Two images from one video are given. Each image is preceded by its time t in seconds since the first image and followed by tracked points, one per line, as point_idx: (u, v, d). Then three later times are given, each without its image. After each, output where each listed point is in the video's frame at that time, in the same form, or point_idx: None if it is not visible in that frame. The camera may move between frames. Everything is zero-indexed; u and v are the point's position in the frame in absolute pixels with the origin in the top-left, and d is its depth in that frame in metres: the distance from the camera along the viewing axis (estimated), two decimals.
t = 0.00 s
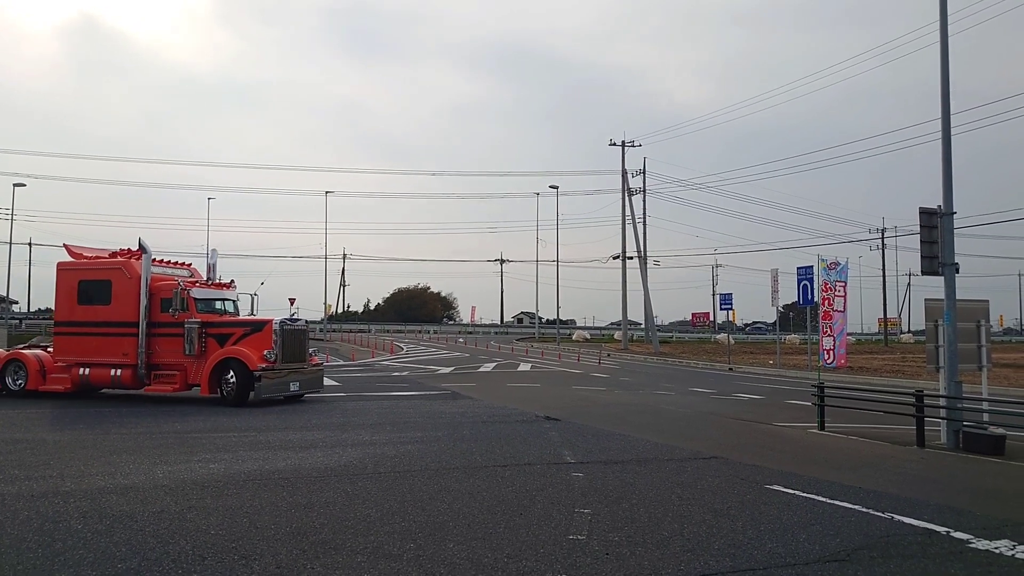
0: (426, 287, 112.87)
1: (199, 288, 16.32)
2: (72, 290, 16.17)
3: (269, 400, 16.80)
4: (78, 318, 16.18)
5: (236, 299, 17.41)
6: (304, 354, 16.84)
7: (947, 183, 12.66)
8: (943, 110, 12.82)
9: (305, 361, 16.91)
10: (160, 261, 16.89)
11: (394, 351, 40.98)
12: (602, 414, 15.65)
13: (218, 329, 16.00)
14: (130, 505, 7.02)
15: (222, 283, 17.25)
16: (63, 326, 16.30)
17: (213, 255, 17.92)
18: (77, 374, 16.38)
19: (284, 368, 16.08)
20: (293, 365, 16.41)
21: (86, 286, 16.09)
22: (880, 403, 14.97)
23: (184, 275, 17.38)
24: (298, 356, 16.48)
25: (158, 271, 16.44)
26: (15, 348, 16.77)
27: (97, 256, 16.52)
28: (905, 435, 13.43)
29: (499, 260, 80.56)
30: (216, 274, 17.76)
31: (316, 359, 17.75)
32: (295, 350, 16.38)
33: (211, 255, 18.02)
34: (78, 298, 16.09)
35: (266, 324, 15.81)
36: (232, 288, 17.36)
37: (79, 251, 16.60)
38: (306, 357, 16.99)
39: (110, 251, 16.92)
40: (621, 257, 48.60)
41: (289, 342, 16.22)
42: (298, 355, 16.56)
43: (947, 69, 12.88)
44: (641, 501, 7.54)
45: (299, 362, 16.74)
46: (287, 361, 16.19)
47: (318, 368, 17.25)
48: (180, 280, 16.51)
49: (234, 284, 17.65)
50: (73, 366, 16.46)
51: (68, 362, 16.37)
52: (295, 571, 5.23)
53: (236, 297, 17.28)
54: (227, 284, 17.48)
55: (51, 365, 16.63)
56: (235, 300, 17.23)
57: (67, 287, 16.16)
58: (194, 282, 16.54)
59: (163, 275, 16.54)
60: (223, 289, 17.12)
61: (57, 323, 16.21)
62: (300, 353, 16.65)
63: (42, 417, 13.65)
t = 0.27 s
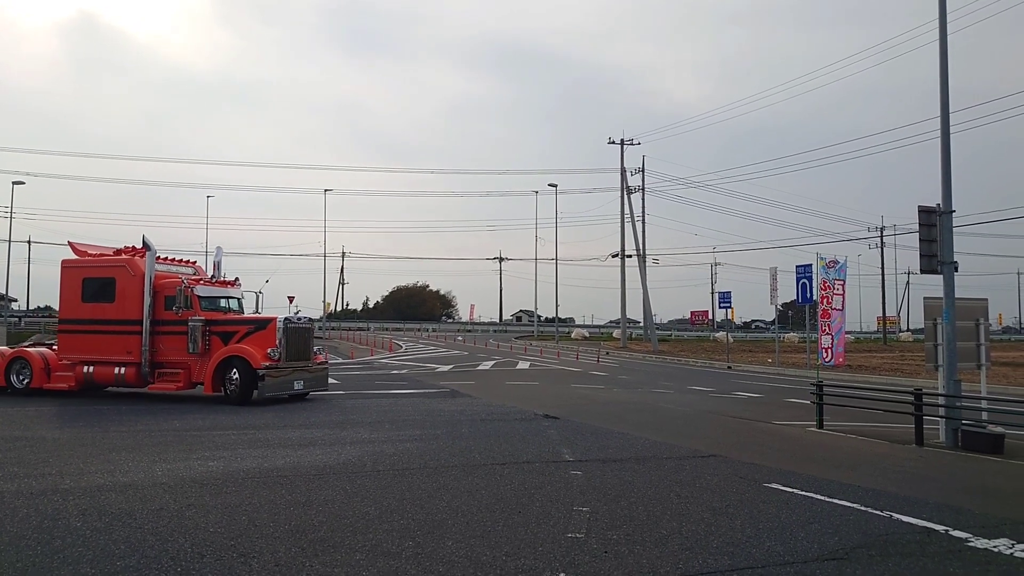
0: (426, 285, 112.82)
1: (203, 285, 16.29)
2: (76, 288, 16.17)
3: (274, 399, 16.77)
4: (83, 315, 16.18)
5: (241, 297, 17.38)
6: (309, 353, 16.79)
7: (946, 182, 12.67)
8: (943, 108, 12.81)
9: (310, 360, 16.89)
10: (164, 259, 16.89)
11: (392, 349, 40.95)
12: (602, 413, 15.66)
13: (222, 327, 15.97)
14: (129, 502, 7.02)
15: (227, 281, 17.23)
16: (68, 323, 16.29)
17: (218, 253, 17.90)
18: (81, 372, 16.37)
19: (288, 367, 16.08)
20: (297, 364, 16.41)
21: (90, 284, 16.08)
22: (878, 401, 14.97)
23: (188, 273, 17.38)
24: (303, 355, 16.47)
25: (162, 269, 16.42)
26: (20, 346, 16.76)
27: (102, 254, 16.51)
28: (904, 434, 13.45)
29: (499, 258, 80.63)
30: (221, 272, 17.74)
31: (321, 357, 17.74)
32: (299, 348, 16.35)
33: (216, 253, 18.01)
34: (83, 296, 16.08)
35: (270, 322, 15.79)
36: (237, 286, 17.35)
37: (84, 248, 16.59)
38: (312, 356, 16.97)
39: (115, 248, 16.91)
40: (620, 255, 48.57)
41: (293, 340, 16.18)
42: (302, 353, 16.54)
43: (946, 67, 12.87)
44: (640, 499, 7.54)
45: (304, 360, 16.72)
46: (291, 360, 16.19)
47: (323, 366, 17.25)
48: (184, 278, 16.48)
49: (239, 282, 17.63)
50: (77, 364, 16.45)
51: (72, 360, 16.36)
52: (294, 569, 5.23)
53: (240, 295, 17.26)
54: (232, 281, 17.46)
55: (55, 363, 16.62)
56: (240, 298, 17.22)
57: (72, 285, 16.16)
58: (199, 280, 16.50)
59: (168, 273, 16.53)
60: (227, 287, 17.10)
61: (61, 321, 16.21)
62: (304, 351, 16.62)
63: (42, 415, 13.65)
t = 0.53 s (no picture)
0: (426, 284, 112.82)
1: (209, 284, 16.26)
2: (82, 287, 16.16)
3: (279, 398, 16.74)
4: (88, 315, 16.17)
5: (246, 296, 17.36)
6: (315, 352, 16.75)
7: (947, 181, 12.65)
8: (944, 107, 12.80)
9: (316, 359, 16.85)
10: (170, 258, 16.89)
11: (393, 348, 40.97)
12: (602, 412, 15.65)
13: (228, 327, 15.95)
14: (129, 501, 7.02)
15: (232, 280, 17.21)
16: (73, 323, 16.29)
17: (225, 253, 17.88)
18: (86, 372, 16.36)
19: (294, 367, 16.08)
20: (302, 364, 16.40)
21: (96, 283, 16.07)
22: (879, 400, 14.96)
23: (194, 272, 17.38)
24: (307, 355, 16.45)
25: (168, 267, 16.41)
26: (25, 345, 16.78)
27: (107, 253, 16.51)
28: (904, 433, 13.43)
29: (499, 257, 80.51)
30: (227, 271, 17.73)
31: (326, 357, 17.71)
32: (304, 348, 16.32)
33: (223, 251, 17.99)
34: (88, 295, 16.07)
35: (275, 321, 15.82)
36: (242, 285, 17.31)
37: (89, 247, 16.59)
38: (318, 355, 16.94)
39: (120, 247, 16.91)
40: (620, 254, 48.55)
41: (299, 339, 16.15)
42: (308, 353, 16.51)
43: (946, 66, 12.85)
44: (641, 498, 7.53)
45: (310, 360, 16.70)
46: (296, 359, 16.19)
47: (328, 366, 17.22)
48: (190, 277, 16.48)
49: (245, 281, 17.60)
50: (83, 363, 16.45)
51: (78, 359, 16.36)
52: (294, 568, 5.23)
53: (246, 295, 17.24)
54: (238, 281, 17.43)
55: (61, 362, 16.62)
56: (245, 297, 17.19)
57: (77, 284, 16.16)
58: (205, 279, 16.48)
59: (173, 272, 16.51)
60: (233, 286, 17.07)
61: (67, 320, 16.21)
62: (310, 351, 16.60)
63: (43, 414, 13.66)
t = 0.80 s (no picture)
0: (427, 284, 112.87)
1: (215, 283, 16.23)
2: (89, 286, 16.20)
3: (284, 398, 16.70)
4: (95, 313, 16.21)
5: (253, 295, 17.34)
6: (322, 352, 16.67)
7: (947, 181, 12.65)
8: (945, 107, 12.79)
9: (323, 358, 16.77)
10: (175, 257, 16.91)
11: (393, 347, 41.00)
12: (603, 411, 15.66)
13: (234, 325, 15.92)
14: (130, 500, 7.02)
15: (238, 278, 17.18)
16: (80, 321, 16.33)
17: (231, 250, 17.87)
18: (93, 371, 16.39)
19: (301, 367, 15.97)
20: (309, 363, 16.27)
21: (102, 281, 16.10)
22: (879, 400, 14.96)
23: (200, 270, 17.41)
24: (315, 354, 16.33)
25: (174, 266, 16.43)
26: (32, 344, 16.80)
27: (114, 251, 16.53)
28: (905, 433, 13.42)
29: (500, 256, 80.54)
30: (233, 270, 17.72)
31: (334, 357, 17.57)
32: (311, 347, 16.24)
33: (229, 250, 17.98)
34: (94, 293, 16.10)
35: (281, 320, 15.70)
36: (249, 283, 17.26)
37: (96, 246, 16.62)
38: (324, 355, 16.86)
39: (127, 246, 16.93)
40: (620, 253, 48.58)
41: (306, 338, 16.08)
42: (314, 353, 16.44)
43: (948, 64, 12.84)
44: (641, 498, 7.53)
45: (318, 360, 16.62)
46: (303, 359, 16.08)
47: (336, 366, 17.07)
48: (196, 275, 16.47)
49: (251, 279, 17.59)
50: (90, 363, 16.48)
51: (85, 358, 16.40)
52: (295, 567, 5.23)
53: (252, 293, 17.22)
54: (245, 279, 17.39)
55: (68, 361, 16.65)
56: (252, 296, 17.14)
57: (84, 282, 16.20)
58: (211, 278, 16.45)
59: (179, 271, 16.52)
60: (240, 284, 17.02)
61: (74, 318, 16.25)
62: (317, 350, 16.52)
63: (44, 412, 13.67)
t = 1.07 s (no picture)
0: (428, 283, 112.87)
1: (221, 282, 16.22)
2: (94, 285, 16.18)
3: (288, 397, 16.69)
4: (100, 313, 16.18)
5: (259, 293, 17.30)
6: (328, 351, 16.65)
7: (947, 179, 12.64)
8: (945, 105, 12.77)
9: (329, 358, 16.75)
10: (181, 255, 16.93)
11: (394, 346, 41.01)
12: (603, 410, 15.65)
13: (240, 325, 15.88)
14: (131, 500, 7.02)
15: (245, 277, 17.16)
16: (85, 321, 16.31)
17: (237, 249, 17.87)
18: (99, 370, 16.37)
19: (306, 366, 15.98)
20: (314, 362, 16.26)
21: (107, 280, 16.07)
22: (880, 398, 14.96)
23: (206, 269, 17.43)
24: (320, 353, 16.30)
25: (179, 265, 16.45)
26: (38, 344, 16.78)
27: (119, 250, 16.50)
28: (905, 431, 13.42)
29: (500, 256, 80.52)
30: (239, 268, 17.73)
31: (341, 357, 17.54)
32: (316, 346, 16.22)
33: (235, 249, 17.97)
34: (99, 292, 16.07)
35: (287, 319, 15.65)
36: (255, 282, 17.21)
37: (101, 245, 16.59)
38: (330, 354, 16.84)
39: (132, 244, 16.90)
40: (620, 252, 48.58)
41: (311, 337, 16.05)
42: (319, 352, 16.42)
43: (948, 62, 12.83)
44: (642, 496, 7.53)
45: (323, 359, 16.60)
46: (308, 358, 16.08)
47: (343, 366, 17.03)
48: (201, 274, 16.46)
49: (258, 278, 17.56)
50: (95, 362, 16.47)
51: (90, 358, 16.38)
52: (296, 566, 5.23)
53: (259, 292, 17.19)
54: (251, 278, 17.34)
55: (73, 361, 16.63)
56: (257, 294, 17.10)
57: (90, 281, 16.17)
58: (217, 276, 16.44)
59: (183, 270, 16.55)
60: (245, 283, 16.98)
61: (79, 318, 16.23)
62: (322, 349, 16.49)
63: (45, 412, 13.67)
